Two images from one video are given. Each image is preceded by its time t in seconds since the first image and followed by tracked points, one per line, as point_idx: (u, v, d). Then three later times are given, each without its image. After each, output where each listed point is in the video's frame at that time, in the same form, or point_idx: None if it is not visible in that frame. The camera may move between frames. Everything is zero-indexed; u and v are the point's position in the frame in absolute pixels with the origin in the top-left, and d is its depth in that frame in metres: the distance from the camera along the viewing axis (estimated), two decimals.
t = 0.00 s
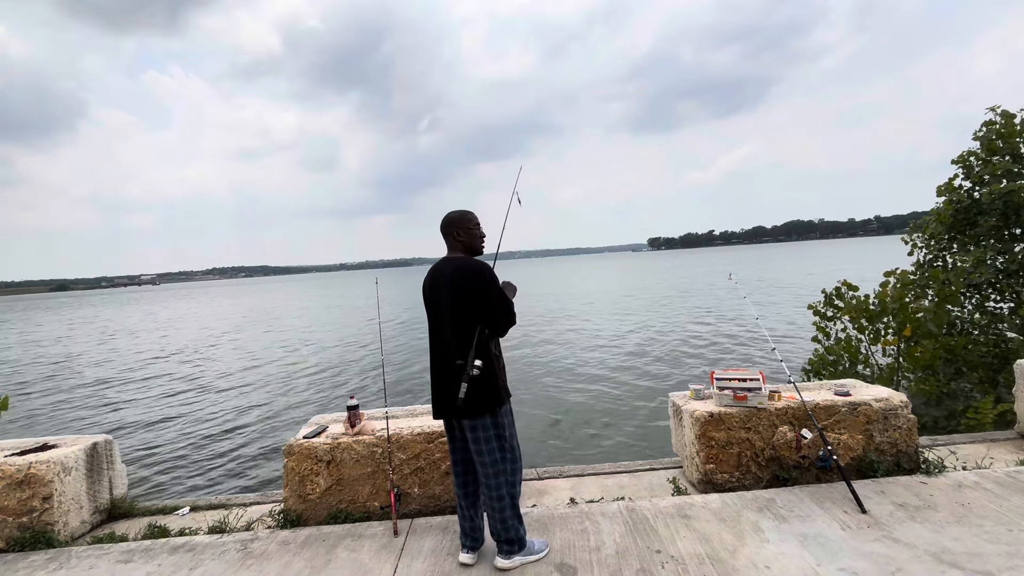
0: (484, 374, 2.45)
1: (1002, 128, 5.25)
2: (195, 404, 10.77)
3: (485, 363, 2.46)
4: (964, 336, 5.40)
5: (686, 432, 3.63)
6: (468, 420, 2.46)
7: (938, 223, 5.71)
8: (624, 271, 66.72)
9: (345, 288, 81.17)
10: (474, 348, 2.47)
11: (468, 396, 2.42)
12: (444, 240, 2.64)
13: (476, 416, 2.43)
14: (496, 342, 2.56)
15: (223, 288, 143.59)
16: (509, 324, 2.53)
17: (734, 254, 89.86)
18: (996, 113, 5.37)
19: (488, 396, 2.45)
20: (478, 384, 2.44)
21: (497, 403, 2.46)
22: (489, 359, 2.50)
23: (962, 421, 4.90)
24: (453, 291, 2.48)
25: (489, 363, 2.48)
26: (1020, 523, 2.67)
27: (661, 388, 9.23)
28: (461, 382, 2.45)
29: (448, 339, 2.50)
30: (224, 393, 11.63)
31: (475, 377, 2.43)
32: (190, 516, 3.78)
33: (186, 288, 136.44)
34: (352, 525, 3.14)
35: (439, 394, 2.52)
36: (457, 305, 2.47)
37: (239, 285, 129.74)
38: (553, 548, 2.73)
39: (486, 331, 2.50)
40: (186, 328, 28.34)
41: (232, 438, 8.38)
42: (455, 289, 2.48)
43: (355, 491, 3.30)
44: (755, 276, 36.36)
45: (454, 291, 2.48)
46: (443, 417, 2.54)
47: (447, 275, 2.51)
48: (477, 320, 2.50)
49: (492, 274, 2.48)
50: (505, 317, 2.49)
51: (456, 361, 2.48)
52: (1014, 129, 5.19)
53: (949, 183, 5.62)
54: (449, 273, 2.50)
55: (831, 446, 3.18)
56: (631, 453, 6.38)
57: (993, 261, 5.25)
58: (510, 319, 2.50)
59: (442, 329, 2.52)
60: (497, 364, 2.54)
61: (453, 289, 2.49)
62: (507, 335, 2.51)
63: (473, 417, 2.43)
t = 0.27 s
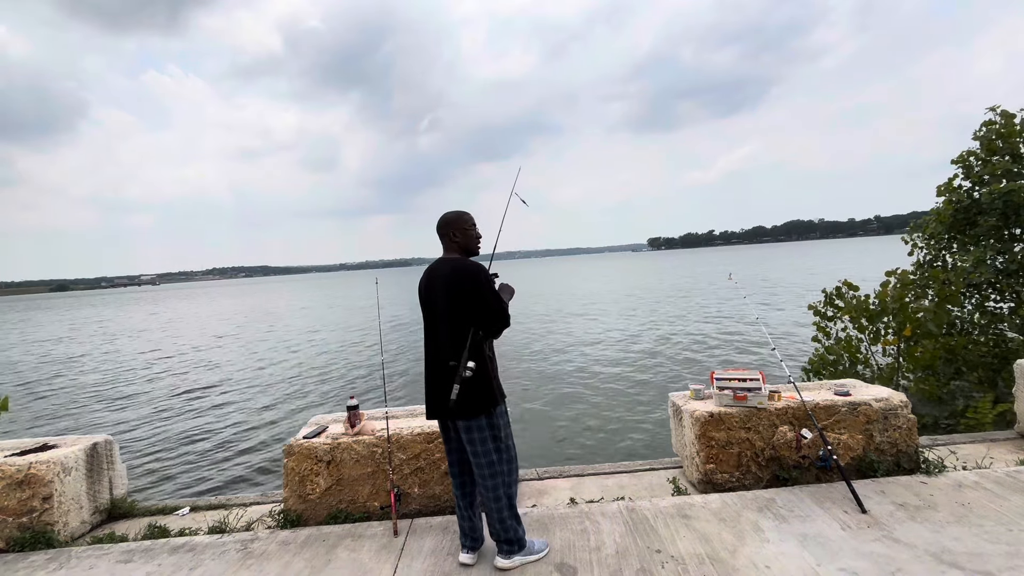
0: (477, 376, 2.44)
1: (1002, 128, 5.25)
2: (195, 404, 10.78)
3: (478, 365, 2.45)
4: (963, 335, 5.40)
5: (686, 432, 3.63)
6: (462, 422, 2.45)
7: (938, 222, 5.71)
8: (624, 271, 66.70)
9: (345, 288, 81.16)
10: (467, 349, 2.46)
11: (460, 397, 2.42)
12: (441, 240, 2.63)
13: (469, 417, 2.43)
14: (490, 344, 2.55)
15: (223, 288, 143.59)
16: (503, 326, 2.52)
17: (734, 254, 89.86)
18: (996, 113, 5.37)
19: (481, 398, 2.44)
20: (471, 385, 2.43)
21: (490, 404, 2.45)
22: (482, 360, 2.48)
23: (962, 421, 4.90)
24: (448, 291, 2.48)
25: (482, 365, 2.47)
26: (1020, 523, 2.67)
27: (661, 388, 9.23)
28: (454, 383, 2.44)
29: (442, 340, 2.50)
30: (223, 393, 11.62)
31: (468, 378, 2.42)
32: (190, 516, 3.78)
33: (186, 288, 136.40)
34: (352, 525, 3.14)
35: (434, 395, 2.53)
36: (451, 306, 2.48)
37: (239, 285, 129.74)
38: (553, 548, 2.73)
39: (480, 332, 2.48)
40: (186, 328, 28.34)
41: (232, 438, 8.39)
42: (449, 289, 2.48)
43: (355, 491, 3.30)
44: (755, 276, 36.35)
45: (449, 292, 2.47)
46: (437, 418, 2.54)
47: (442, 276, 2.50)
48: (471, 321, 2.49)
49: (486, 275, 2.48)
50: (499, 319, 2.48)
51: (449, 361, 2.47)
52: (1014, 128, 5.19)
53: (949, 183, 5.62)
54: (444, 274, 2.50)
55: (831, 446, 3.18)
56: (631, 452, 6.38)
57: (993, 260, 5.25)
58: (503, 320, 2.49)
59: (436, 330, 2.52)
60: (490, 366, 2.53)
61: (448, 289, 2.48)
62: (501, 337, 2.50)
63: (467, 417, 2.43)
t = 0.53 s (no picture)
0: (469, 377, 2.43)
1: (1003, 128, 5.25)
2: (195, 404, 10.78)
3: (471, 366, 2.43)
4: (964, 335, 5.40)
5: (686, 432, 3.63)
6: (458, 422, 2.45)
7: (938, 222, 5.71)
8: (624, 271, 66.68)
9: (345, 288, 81.14)
10: (460, 350, 2.45)
11: (451, 399, 2.41)
12: (435, 240, 2.62)
13: (463, 417, 2.42)
14: (485, 345, 2.53)
15: (223, 287, 143.64)
16: (497, 326, 2.49)
17: (734, 254, 89.84)
18: (996, 113, 5.36)
19: (475, 400, 2.42)
20: (462, 386, 2.41)
21: (484, 405, 2.43)
22: (476, 361, 2.46)
23: (961, 421, 4.90)
24: (440, 292, 2.46)
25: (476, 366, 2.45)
26: (1020, 523, 2.67)
27: (661, 388, 9.23)
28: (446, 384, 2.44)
29: (436, 341, 2.50)
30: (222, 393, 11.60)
31: (459, 379, 2.41)
32: (189, 516, 3.78)
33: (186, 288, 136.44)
34: (352, 525, 3.14)
35: (429, 396, 2.54)
36: (443, 307, 2.46)
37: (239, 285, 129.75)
38: (553, 548, 2.73)
39: (473, 333, 2.46)
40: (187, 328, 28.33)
41: (232, 438, 8.39)
42: (442, 290, 2.46)
43: (355, 491, 3.30)
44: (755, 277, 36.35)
45: (441, 293, 2.46)
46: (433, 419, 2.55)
47: (435, 276, 2.49)
48: (464, 322, 2.47)
49: (478, 276, 2.45)
50: (491, 319, 2.46)
51: (442, 362, 2.48)
52: (1014, 128, 5.19)
53: (950, 183, 5.62)
54: (436, 274, 2.48)
55: (831, 446, 3.18)
56: (631, 452, 6.38)
57: (993, 261, 5.25)
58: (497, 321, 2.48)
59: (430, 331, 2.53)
60: (484, 366, 2.50)
61: (440, 290, 2.47)
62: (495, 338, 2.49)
63: (460, 418, 2.42)
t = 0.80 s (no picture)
0: (465, 381, 2.42)
1: (1003, 128, 5.25)
2: (196, 404, 10.78)
3: (467, 370, 2.43)
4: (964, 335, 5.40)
5: (686, 432, 3.63)
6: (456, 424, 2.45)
7: (938, 222, 5.71)
8: (625, 271, 66.66)
9: (345, 288, 81.16)
10: (456, 355, 2.44)
11: (446, 403, 2.42)
12: (433, 240, 2.60)
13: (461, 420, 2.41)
14: (484, 346, 2.49)
15: (223, 287, 143.65)
16: (500, 326, 2.43)
17: (734, 254, 89.82)
18: (997, 113, 5.37)
19: (472, 403, 2.40)
20: (458, 391, 2.41)
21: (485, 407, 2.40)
22: (473, 364, 2.44)
23: (961, 421, 4.90)
24: (435, 293, 2.45)
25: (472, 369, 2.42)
26: (1020, 522, 2.67)
27: (661, 388, 9.22)
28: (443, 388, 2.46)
29: (434, 344, 2.51)
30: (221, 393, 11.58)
31: (455, 384, 2.41)
32: (189, 516, 3.78)
33: (187, 288, 136.47)
34: (352, 525, 3.14)
35: (428, 399, 2.56)
36: (438, 309, 2.43)
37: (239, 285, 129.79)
38: (553, 548, 2.73)
39: (471, 335, 2.43)
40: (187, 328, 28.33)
41: (233, 438, 8.39)
42: (436, 291, 2.44)
43: (355, 491, 3.30)
44: (755, 277, 36.35)
45: (435, 294, 2.44)
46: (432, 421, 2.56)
47: (432, 277, 2.48)
48: (462, 324, 2.42)
49: (474, 277, 2.40)
50: (489, 322, 2.40)
51: (439, 366, 2.49)
52: (1015, 128, 5.19)
53: (950, 183, 5.62)
54: (432, 275, 2.47)
55: (831, 446, 3.18)
56: (631, 452, 6.38)
57: (993, 260, 5.25)
58: (499, 323, 2.42)
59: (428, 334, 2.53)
60: (483, 370, 2.46)
61: (435, 291, 2.45)
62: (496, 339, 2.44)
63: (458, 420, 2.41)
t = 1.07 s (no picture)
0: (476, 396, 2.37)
1: (1003, 128, 5.25)
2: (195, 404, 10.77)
3: (478, 384, 2.38)
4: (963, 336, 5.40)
5: (686, 432, 3.63)
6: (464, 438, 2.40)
7: (938, 222, 5.71)
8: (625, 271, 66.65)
9: (345, 288, 81.17)
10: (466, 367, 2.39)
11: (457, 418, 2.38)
12: (435, 243, 2.56)
13: (466, 435, 2.37)
14: (492, 353, 2.45)
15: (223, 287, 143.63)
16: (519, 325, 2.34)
17: (734, 254, 89.82)
18: (997, 113, 5.37)
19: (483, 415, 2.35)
20: (469, 406, 2.37)
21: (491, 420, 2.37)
22: (482, 377, 2.39)
23: (961, 421, 4.90)
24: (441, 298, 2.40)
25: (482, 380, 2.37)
26: (1020, 523, 2.67)
27: (661, 388, 9.22)
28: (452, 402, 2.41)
29: (442, 355, 2.46)
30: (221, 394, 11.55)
31: (467, 399, 2.37)
32: (189, 517, 3.78)
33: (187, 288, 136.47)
34: (352, 525, 3.14)
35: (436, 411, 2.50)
36: (443, 314, 2.37)
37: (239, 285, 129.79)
38: (553, 548, 2.73)
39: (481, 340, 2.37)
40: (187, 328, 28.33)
41: (232, 438, 8.38)
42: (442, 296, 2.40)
43: (355, 491, 3.30)
44: (755, 277, 36.35)
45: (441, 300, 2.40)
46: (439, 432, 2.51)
47: (435, 280, 2.44)
48: (473, 329, 2.38)
49: (481, 276, 2.35)
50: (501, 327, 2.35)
51: (447, 379, 2.44)
52: (1015, 129, 5.19)
53: (950, 183, 5.62)
54: (436, 280, 2.43)
55: (831, 446, 3.18)
56: (631, 453, 6.38)
57: (993, 261, 5.25)
58: (523, 318, 2.36)
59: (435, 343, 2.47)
60: (492, 382, 2.41)
61: (440, 297, 2.41)
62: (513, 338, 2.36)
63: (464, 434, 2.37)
